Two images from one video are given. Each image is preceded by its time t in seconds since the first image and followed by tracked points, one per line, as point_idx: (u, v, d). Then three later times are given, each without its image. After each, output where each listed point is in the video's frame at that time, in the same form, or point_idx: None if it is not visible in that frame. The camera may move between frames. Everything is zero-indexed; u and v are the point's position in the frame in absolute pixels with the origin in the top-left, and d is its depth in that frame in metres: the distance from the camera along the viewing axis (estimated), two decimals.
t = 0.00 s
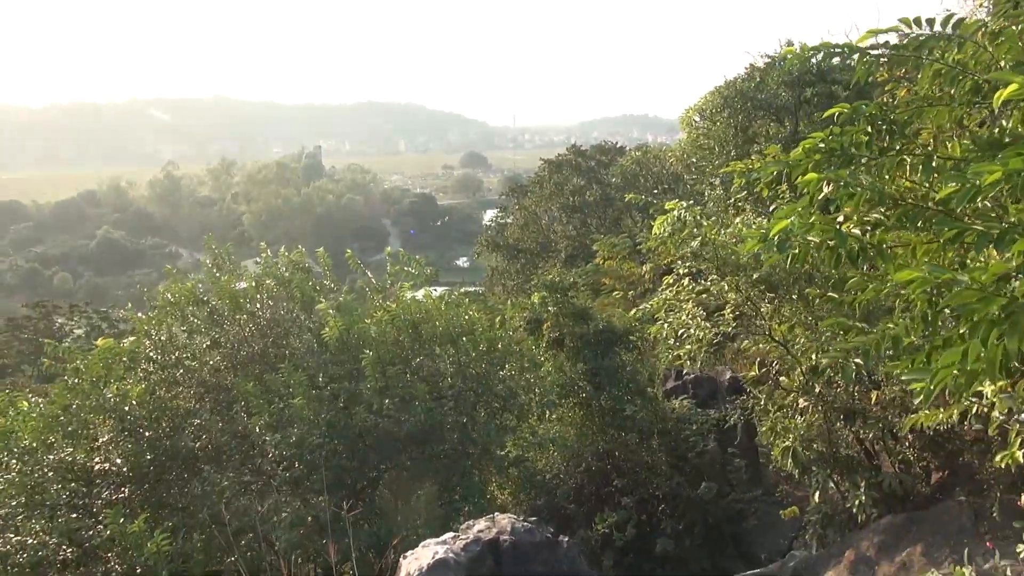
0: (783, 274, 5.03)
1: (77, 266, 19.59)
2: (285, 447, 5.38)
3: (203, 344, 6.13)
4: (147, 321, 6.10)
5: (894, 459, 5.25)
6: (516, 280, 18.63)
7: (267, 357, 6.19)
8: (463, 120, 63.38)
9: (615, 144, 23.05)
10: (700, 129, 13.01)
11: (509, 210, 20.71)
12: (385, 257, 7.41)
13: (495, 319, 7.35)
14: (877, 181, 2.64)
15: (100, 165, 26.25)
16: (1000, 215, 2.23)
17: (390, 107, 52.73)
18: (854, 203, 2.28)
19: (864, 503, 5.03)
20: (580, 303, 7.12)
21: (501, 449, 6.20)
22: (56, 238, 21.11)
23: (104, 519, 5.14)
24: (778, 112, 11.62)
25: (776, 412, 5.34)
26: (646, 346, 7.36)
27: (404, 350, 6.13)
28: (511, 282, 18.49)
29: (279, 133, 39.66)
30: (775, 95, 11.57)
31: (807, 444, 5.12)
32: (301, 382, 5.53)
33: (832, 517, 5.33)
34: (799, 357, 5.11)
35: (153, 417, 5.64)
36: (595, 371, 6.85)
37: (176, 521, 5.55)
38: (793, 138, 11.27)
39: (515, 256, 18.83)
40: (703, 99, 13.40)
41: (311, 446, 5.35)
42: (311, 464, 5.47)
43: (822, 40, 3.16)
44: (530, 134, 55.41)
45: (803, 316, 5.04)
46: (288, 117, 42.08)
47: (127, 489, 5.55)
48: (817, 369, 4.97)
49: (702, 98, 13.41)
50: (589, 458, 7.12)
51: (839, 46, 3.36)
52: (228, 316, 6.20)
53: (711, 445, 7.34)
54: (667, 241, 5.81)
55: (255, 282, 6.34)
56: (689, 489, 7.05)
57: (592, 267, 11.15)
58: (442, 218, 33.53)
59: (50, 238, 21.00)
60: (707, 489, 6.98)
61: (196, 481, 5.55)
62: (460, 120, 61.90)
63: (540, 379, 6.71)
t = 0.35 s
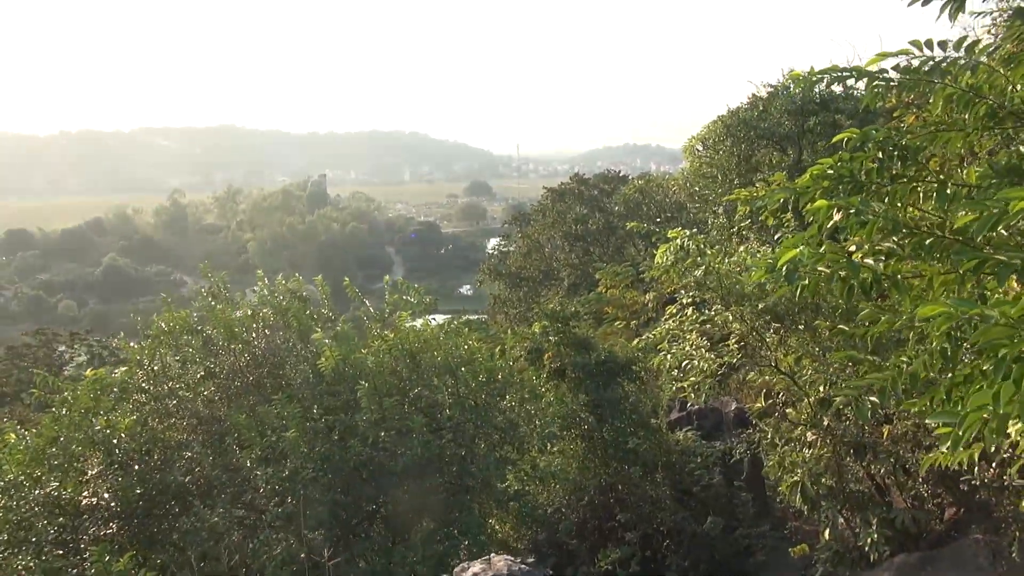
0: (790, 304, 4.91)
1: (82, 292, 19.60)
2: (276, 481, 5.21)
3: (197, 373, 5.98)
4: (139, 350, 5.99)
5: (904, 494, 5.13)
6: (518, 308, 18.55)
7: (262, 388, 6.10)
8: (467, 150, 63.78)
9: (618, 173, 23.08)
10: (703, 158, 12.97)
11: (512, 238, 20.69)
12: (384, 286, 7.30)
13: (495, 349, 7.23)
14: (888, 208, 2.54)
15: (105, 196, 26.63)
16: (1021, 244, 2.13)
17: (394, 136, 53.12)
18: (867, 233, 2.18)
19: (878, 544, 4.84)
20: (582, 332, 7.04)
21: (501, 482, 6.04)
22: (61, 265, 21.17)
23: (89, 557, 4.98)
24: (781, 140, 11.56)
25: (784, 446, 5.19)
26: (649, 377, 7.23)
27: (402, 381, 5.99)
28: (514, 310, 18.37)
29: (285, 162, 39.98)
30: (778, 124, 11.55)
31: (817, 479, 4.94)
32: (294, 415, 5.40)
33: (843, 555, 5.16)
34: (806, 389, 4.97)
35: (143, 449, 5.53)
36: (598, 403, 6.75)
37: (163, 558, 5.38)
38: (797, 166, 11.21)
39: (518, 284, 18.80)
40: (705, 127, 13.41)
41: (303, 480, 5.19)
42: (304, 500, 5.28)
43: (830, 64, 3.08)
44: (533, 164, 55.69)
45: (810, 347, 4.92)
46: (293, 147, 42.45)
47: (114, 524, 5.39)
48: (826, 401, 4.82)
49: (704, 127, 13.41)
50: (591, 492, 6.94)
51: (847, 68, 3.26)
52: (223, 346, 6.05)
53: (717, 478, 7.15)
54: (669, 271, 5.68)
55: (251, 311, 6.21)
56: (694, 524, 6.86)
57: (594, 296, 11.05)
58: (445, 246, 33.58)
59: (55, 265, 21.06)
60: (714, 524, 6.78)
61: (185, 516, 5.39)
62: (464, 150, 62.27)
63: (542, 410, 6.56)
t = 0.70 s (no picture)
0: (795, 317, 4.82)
1: (85, 300, 19.57)
2: (271, 495, 5.11)
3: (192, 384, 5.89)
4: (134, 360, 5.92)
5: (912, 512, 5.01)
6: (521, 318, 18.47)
7: (259, 399, 6.01)
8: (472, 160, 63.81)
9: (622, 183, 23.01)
10: (707, 168, 12.89)
11: (514, 248, 20.64)
12: (384, 295, 7.21)
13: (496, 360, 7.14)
14: (899, 220, 2.46)
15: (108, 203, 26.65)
16: None
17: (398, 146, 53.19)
18: (880, 246, 2.09)
19: (885, 562, 4.73)
20: (584, 344, 6.98)
21: (500, 497, 5.93)
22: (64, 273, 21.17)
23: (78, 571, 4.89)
24: (786, 151, 11.47)
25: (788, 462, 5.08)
26: (652, 390, 7.13)
27: (400, 392, 5.90)
28: (516, 320, 18.25)
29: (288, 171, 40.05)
30: (783, 134, 11.47)
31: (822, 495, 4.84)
32: (291, 426, 5.31)
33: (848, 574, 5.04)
34: (812, 403, 4.88)
35: (135, 461, 5.45)
36: (599, 416, 6.69)
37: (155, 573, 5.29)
38: (802, 177, 11.12)
39: (520, 294, 18.72)
40: (709, 138, 13.34)
41: (299, 494, 5.09)
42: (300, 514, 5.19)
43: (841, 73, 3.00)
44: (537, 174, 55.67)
45: (816, 361, 4.83)
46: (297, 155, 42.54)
47: (105, 538, 5.30)
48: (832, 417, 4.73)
49: (709, 137, 13.34)
50: (592, 506, 6.84)
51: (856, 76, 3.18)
52: (220, 355, 5.95)
53: (720, 493, 7.04)
54: (673, 282, 5.58)
55: (249, 320, 6.12)
56: (697, 540, 6.74)
57: (597, 307, 10.97)
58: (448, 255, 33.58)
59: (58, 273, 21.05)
60: (716, 540, 6.67)
61: (178, 530, 5.29)
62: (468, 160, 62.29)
63: (542, 422, 6.47)
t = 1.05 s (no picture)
0: (793, 329, 4.77)
1: (78, 308, 19.34)
2: (261, 509, 5.01)
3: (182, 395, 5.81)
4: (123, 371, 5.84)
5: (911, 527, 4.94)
6: (515, 328, 18.41)
7: (249, 411, 5.92)
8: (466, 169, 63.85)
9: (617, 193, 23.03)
10: (702, 179, 12.89)
11: (509, 257, 20.63)
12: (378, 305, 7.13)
13: (490, 372, 7.08)
14: (906, 232, 2.41)
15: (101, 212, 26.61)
16: None
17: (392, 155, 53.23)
18: (887, 259, 2.03)
19: None
20: (579, 355, 6.96)
21: (494, 509, 5.84)
22: (57, 281, 20.96)
23: None
24: (781, 162, 11.46)
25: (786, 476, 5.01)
26: (648, 402, 7.08)
27: (393, 404, 5.83)
28: (511, 331, 18.16)
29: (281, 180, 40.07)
30: (778, 145, 11.48)
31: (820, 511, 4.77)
32: (282, 439, 5.23)
33: None
34: (809, 417, 4.83)
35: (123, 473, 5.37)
36: (594, 428, 6.62)
37: None
38: (797, 189, 11.12)
39: (514, 304, 18.64)
40: (704, 148, 13.35)
41: (289, 507, 4.99)
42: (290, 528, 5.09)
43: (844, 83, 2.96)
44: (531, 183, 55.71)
45: (814, 374, 4.78)
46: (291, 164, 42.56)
47: (90, 552, 5.19)
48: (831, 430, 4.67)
49: (703, 147, 13.35)
50: (587, 520, 6.75)
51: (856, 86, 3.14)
52: (211, 367, 5.87)
53: (716, 506, 6.96)
54: (668, 293, 5.53)
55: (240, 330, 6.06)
56: (692, 554, 6.66)
57: (591, 318, 10.93)
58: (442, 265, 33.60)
59: (50, 281, 20.80)
60: (712, 554, 6.59)
61: (165, 544, 5.18)
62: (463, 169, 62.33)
63: (537, 435, 6.40)
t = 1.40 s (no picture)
0: (771, 344, 4.77)
1: (45, 321, 18.96)
2: (232, 530, 4.88)
3: (152, 412, 5.68)
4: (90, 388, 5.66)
5: (888, 542, 4.94)
6: (490, 341, 18.32)
7: (221, 428, 5.78)
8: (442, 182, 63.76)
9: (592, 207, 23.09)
10: (677, 193, 12.96)
11: (484, 271, 20.62)
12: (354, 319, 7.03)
13: (466, 387, 7.01)
14: (889, 251, 2.41)
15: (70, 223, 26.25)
16: None
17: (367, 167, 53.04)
18: (875, 280, 2.02)
19: None
20: (557, 370, 6.92)
21: (471, 528, 5.76)
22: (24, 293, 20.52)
23: None
24: (755, 178, 11.55)
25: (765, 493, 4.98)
26: (625, 417, 7.05)
27: (370, 421, 5.75)
28: (486, 344, 18.07)
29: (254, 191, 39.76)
30: (752, 160, 11.56)
31: (799, 526, 4.74)
32: (255, 456, 5.12)
33: None
34: (787, 433, 4.82)
35: (90, 493, 5.23)
36: (572, 444, 6.58)
37: None
38: (771, 204, 11.22)
39: (490, 317, 18.54)
40: (678, 163, 13.42)
41: (262, 527, 4.86)
42: (263, 549, 4.95)
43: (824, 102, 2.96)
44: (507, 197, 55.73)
45: (793, 390, 4.78)
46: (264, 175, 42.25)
47: None
48: (809, 446, 4.66)
49: (678, 162, 13.43)
50: (565, 536, 6.68)
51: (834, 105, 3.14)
52: (181, 383, 5.75)
53: (693, 522, 6.94)
54: (646, 309, 5.51)
55: (212, 345, 5.94)
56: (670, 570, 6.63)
57: (567, 332, 10.91)
58: (416, 279, 33.49)
59: (16, 293, 20.36)
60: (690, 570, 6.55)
61: (131, 568, 5.01)
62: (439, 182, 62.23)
63: (515, 452, 6.32)
